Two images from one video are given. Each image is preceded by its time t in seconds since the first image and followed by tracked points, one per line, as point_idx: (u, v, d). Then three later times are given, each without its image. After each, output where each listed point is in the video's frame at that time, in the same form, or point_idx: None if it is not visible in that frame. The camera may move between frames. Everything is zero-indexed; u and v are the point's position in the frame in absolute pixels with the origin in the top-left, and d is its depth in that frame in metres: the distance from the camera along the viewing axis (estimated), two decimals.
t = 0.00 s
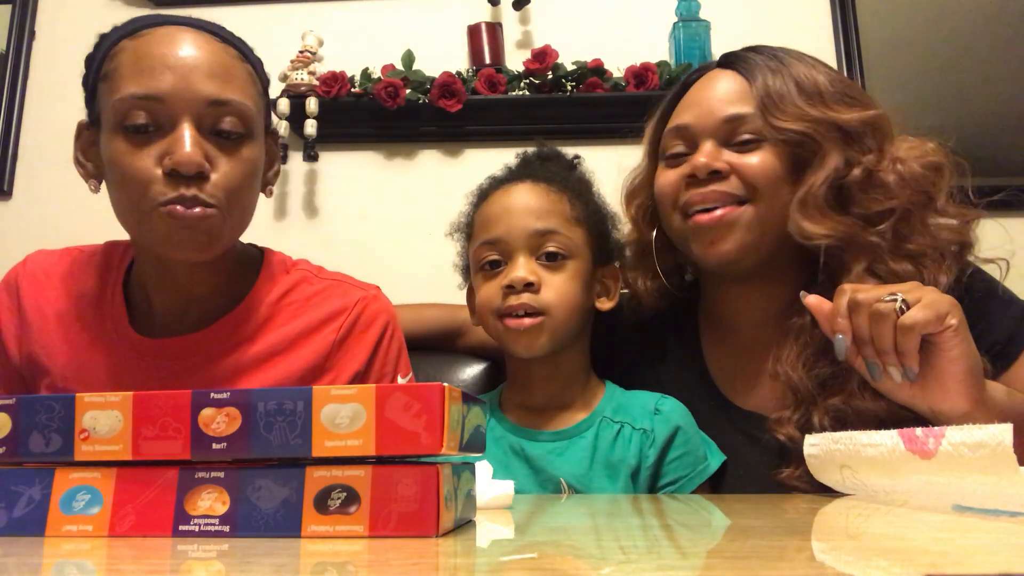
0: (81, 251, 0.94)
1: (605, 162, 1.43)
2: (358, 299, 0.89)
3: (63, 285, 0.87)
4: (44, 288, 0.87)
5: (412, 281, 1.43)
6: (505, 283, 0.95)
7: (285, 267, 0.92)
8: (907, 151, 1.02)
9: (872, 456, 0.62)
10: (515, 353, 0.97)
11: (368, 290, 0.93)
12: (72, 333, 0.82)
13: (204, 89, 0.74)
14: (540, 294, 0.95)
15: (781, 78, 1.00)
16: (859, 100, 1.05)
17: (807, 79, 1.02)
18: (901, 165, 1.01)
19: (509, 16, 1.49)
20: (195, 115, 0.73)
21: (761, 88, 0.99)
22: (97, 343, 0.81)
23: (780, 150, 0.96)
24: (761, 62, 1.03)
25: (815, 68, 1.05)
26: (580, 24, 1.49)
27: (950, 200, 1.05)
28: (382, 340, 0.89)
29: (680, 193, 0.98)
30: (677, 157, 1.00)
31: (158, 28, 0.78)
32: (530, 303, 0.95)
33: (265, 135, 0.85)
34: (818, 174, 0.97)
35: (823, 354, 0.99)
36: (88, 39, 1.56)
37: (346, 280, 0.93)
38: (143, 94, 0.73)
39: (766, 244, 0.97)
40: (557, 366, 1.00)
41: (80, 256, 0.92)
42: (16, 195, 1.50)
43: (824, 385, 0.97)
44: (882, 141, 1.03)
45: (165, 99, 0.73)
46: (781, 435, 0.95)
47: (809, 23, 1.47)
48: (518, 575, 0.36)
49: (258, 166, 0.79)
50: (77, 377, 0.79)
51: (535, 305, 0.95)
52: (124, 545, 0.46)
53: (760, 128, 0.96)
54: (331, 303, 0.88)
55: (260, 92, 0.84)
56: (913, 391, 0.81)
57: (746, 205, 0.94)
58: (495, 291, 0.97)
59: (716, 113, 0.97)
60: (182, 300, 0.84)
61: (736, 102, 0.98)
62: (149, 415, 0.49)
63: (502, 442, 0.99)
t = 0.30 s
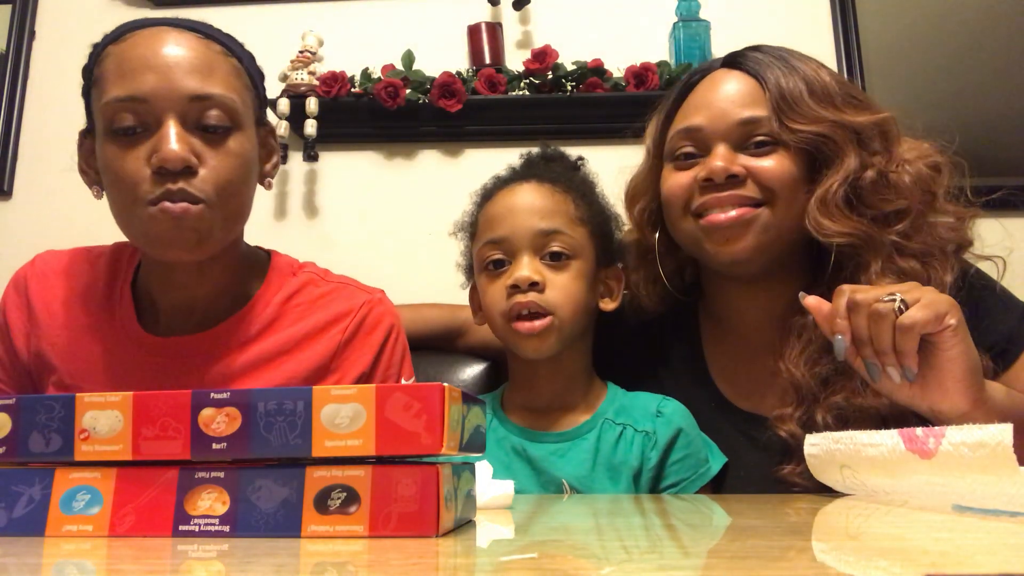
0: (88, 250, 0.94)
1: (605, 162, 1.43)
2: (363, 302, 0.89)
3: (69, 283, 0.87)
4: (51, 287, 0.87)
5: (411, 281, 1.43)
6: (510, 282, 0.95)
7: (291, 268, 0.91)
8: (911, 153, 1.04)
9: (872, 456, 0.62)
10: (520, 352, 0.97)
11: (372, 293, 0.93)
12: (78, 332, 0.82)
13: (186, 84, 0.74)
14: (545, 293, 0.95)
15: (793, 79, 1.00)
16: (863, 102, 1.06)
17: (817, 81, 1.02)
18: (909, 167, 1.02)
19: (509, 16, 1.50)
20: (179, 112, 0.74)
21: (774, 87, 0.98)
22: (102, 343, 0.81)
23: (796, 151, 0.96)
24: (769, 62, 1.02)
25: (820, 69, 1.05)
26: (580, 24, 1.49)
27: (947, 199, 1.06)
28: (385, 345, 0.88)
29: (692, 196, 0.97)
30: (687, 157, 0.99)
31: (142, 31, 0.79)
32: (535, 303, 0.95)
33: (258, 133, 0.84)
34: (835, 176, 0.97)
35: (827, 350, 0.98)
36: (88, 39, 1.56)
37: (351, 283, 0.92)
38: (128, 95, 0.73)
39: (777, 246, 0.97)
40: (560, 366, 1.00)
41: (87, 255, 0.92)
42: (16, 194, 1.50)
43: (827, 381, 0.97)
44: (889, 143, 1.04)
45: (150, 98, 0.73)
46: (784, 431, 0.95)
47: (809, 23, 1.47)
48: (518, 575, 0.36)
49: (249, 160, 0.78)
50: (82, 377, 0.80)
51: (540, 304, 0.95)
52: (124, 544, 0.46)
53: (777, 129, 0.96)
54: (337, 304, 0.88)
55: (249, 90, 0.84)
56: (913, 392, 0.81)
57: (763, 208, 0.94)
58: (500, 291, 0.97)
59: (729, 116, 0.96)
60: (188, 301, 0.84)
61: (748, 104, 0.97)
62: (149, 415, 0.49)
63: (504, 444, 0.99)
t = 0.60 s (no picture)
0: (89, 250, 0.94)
1: (604, 161, 1.43)
2: (359, 308, 0.88)
3: (70, 285, 0.87)
4: (53, 287, 0.87)
5: (411, 281, 1.43)
6: (508, 277, 0.95)
7: (289, 272, 0.92)
8: (909, 151, 1.04)
9: (872, 456, 0.62)
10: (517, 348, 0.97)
11: (370, 299, 0.92)
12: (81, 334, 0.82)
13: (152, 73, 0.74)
14: (543, 288, 0.95)
15: (792, 77, 1.00)
16: (862, 101, 1.06)
17: (816, 79, 1.02)
18: (907, 165, 1.02)
19: (509, 16, 1.49)
20: (146, 102, 0.74)
21: (776, 85, 0.98)
22: (105, 344, 0.81)
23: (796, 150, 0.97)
24: (767, 60, 1.03)
25: (818, 67, 1.05)
26: (580, 24, 1.49)
27: (944, 196, 1.06)
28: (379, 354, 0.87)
29: (696, 195, 0.96)
30: (688, 157, 0.99)
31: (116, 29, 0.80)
32: (533, 298, 0.95)
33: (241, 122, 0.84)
34: (835, 175, 0.97)
35: (825, 347, 0.98)
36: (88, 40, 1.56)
37: (348, 287, 0.92)
38: (96, 90, 0.74)
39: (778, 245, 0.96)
40: (560, 365, 1.00)
41: (87, 256, 0.92)
42: (16, 194, 1.50)
43: (824, 376, 0.97)
44: (887, 141, 1.04)
45: (117, 90, 0.73)
46: (782, 427, 0.95)
47: (809, 22, 1.47)
48: (518, 575, 0.36)
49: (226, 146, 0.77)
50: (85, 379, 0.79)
51: (538, 299, 0.95)
52: (125, 544, 0.46)
53: (777, 126, 0.96)
54: (332, 310, 0.87)
55: (230, 79, 0.83)
56: (912, 393, 0.81)
57: (771, 218, 0.96)
58: (498, 286, 0.97)
59: (730, 114, 0.96)
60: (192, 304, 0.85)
61: (749, 103, 0.97)
62: (149, 415, 0.49)
63: (503, 445, 0.99)
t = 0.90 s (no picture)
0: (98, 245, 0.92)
1: (604, 161, 1.43)
2: (380, 323, 0.89)
3: (82, 282, 0.86)
4: (65, 283, 0.86)
5: (411, 281, 1.43)
6: (506, 279, 0.95)
7: (308, 279, 0.91)
8: (910, 149, 1.04)
9: (872, 456, 0.62)
10: (515, 350, 0.97)
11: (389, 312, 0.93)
12: (92, 335, 0.82)
13: (151, 77, 0.73)
14: (541, 291, 0.95)
15: (791, 75, 1.00)
16: (860, 99, 1.06)
17: (816, 77, 1.02)
18: (907, 162, 1.02)
19: (509, 15, 1.49)
20: (148, 107, 0.72)
21: (774, 83, 0.99)
22: (117, 348, 0.80)
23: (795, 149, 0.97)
24: (767, 58, 1.03)
25: (818, 66, 1.05)
26: (580, 24, 1.49)
27: (943, 195, 1.06)
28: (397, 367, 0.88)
29: (698, 195, 0.96)
30: (688, 155, 0.99)
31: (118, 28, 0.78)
32: (531, 300, 0.95)
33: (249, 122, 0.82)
34: (833, 175, 0.97)
35: (825, 346, 0.98)
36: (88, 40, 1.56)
37: (369, 299, 0.92)
38: (96, 94, 0.73)
39: (777, 247, 0.96)
40: (557, 364, 1.00)
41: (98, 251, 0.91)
42: (16, 194, 1.50)
43: (825, 377, 0.97)
44: (886, 139, 1.04)
45: (116, 95, 0.72)
46: (781, 427, 0.95)
47: (810, 22, 1.47)
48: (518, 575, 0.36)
49: (228, 147, 0.75)
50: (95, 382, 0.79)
51: (535, 301, 0.95)
52: (124, 544, 0.46)
53: (775, 124, 0.96)
54: (353, 323, 0.87)
55: (236, 78, 0.82)
56: (913, 392, 0.81)
57: (767, 212, 0.94)
58: (496, 288, 0.97)
59: (729, 112, 0.96)
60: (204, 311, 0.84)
61: (749, 101, 0.97)
62: (149, 416, 0.49)
63: (502, 446, 0.99)
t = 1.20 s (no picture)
0: (105, 240, 0.90)
1: (604, 161, 1.43)
2: (402, 332, 0.85)
3: (90, 277, 0.84)
4: (70, 281, 0.84)
5: (411, 281, 1.43)
6: (505, 280, 0.95)
7: (326, 286, 0.87)
8: (908, 149, 1.04)
9: (872, 456, 0.62)
10: (514, 351, 0.97)
11: (410, 321, 0.89)
12: (99, 338, 0.79)
13: (233, 88, 0.66)
14: (540, 291, 0.95)
15: (791, 75, 1.00)
16: (860, 100, 1.06)
17: (815, 77, 1.02)
18: (906, 162, 1.02)
19: (509, 15, 1.49)
20: (226, 123, 0.66)
21: (774, 82, 0.99)
22: (122, 346, 0.78)
23: (795, 146, 0.97)
24: (766, 58, 1.03)
25: (817, 66, 1.05)
26: (580, 24, 1.49)
27: (942, 194, 1.06)
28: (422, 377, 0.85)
29: (695, 192, 0.96)
30: (687, 153, 0.99)
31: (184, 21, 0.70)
32: (530, 301, 0.95)
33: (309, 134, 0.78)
34: (833, 173, 0.97)
35: (826, 348, 0.98)
36: (88, 41, 1.56)
37: (390, 309, 0.89)
38: (167, 98, 0.66)
39: (777, 247, 0.96)
40: (558, 365, 1.00)
41: (105, 247, 0.89)
42: (16, 194, 1.50)
43: (827, 379, 0.97)
44: (885, 139, 1.04)
45: (195, 103, 0.65)
46: (783, 429, 0.95)
47: (810, 22, 1.47)
48: (518, 575, 0.36)
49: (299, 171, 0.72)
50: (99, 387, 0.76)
51: (535, 302, 0.95)
52: (125, 544, 0.46)
53: (775, 123, 0.96)
54: (374, 333, 0.84)
55: (304, 89, 0.76)
56: (914, 392, 0.81)
57: (764, 205, 0.94)
58: (495, 289, 0.97)
59: (730, 111, 0.96)
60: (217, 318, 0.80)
61: (749, 99, 0.97)
62: (149, 416, 0.49)
63: (506, 447, 0.99)
